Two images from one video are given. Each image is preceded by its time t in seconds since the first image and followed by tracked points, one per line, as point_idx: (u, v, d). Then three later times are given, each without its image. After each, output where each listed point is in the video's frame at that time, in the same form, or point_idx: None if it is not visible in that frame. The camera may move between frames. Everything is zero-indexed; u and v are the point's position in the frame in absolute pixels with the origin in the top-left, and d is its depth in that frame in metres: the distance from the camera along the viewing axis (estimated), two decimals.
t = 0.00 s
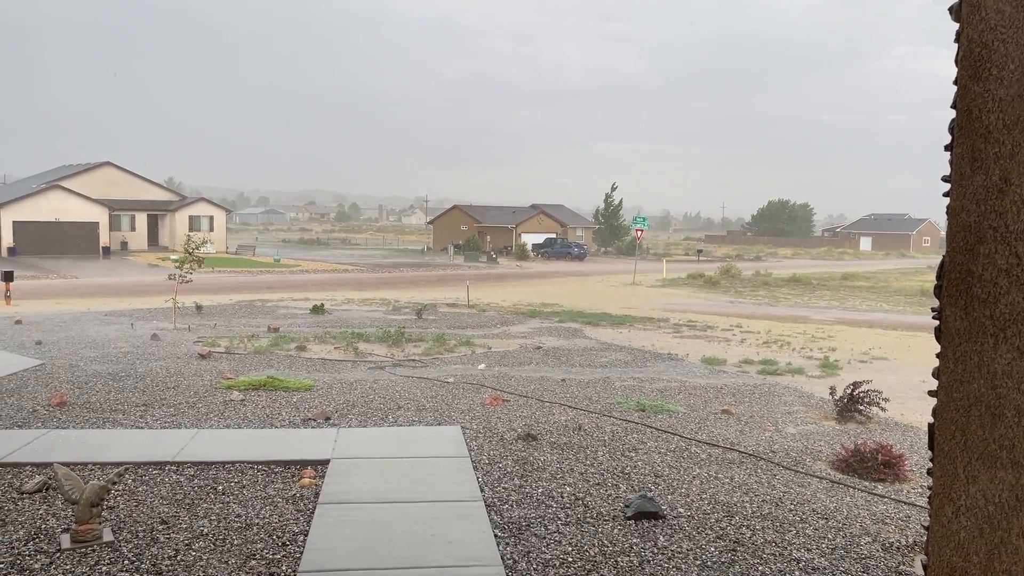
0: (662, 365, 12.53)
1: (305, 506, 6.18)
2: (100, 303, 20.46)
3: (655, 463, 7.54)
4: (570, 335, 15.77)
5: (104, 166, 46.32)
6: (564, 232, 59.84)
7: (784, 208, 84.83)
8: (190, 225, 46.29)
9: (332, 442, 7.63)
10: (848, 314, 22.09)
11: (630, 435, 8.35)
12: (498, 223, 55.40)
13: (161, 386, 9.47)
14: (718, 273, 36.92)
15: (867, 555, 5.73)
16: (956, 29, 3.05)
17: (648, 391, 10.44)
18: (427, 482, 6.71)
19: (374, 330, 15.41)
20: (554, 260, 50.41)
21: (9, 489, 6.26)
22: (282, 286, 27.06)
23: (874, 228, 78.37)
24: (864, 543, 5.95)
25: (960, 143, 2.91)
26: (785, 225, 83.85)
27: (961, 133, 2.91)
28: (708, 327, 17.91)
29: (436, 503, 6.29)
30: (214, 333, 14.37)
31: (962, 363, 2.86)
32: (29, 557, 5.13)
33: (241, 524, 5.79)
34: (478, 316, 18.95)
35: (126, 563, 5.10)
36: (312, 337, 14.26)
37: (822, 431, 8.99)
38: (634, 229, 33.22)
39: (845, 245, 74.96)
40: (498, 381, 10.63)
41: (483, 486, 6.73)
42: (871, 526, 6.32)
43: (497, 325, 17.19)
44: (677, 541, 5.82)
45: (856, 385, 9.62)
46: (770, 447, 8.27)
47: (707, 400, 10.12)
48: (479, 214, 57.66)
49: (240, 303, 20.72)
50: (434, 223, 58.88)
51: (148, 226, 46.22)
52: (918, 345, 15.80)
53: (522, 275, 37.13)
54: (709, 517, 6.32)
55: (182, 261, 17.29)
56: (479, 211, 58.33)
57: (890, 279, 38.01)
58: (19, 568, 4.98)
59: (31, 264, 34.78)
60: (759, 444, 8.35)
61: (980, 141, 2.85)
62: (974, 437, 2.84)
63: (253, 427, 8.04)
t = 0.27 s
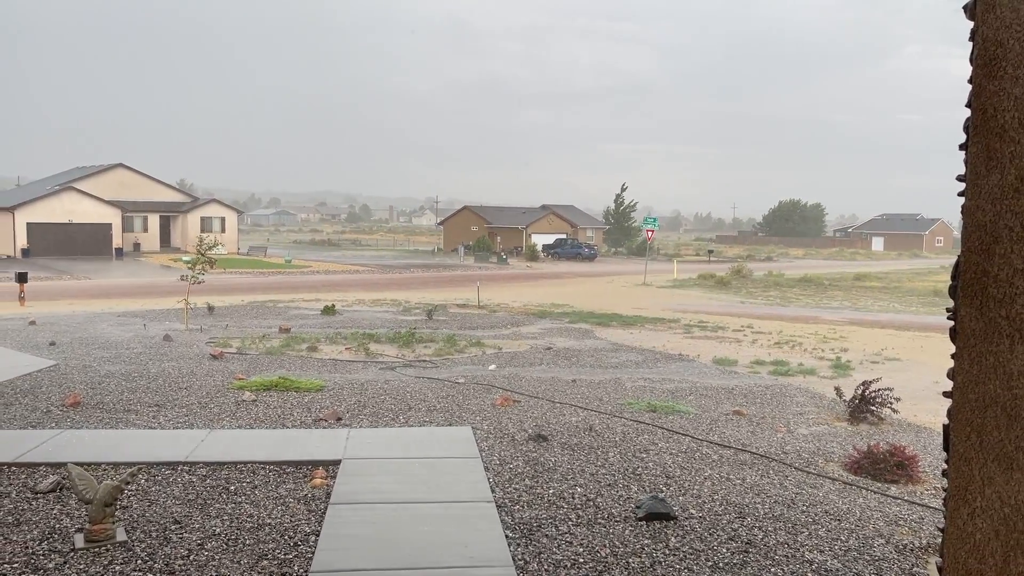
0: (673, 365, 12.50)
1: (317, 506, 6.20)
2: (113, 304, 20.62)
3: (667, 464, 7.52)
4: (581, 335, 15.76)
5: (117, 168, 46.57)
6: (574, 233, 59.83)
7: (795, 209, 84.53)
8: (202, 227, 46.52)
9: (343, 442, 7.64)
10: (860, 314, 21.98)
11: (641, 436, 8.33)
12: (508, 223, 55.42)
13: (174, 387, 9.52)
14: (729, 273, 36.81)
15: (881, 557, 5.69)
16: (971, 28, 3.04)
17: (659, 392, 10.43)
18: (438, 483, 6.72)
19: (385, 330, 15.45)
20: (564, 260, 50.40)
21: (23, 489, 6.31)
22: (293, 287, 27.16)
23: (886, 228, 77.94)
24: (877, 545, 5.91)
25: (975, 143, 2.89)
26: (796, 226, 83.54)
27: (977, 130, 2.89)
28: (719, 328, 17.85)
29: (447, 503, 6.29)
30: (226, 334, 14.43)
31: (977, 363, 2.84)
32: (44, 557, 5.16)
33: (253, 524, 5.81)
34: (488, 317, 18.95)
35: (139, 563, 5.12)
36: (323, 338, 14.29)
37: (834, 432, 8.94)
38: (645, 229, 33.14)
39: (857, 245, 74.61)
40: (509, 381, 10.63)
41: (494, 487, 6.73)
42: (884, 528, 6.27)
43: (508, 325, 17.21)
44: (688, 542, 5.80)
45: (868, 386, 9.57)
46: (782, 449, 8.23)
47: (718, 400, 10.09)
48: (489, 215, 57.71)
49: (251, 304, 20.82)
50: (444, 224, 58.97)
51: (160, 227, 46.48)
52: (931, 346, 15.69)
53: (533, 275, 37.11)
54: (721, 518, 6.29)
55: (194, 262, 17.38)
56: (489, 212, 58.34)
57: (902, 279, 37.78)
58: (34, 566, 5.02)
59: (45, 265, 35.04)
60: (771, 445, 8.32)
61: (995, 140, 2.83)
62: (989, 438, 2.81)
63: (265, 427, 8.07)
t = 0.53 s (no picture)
0: (687, 366, 12.47)
1: (332, 506, 6.22)
2: (129, 303, 20.79)
3: (681, 465, 7.49)
4: (594, 335, 15.74)
5: (134, 169, 46.80)
6: (587, 233, 59.77)
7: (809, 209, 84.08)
8: (216, 227, 46.81)
9: (358, 442, 7.66)
10: (875, 314, 21.83)
11: (655, 436, 8.31)
12: (521, 224, 55.44)
13: (190, 386, 9.58)
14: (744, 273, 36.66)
15: (898, 559, 5.65)
16: (990, 25, 3.01)
17: (673, 392, 10.40)
18: (452, 483, 6.72)
19: (399, 330, 15.50)
20: (577, 260, 50.36)
21: (41, 488, 6.37)
22: (308, 287, 27.29)
23: (901, 227, 77.36)
24: (894, 547, 5.87)
25: (994, 141, 2.87)
26: (810, 226, 83.10)
27: (996, 128, 2.87)
28: (733, 328, 17.79)
29: (460, 503, 6.30)
30: (240, 334, 14.51)
31: (996, 363, 2.82)
32: (61, 555, 5.21)
33: (268, 524, 5.84)
34: (502, 317, 18.96)
35: (155, 562, 5.16)
36: (337, 338, 14.34)
37: (850, 433, 8.88)
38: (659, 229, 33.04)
39: (872, 245, 74.12)
40: (522, 381, 10.63)
41: (508, 487, 6.73)
42: (901, 529, 6.22)
43: (521, 325, 17.23)
44: (703, 543, 5.78)
45: (884, 387, 9.49)
46: (796, 449, 8.19)
47: (733, 401, 10.05)
48: (502, 215, 57.76)
49: (266, 304, 20.94)
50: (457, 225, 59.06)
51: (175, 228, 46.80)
52: (948, 346, 15.57)
53: (546, 275, 37.10)
54: (736, 519, 6.26)
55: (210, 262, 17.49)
56: (502, 212, 58.35)
57: (919, 279, 37.49)
58: (51, 565, 5.06)
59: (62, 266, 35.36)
60: (786, 446, 8.28)
61: (1016, 139, 2.80)
62: (1009, 439, 2.78)
63: (279, 427, 8.11)
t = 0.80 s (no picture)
0: (703, 366, 12.41)
1: (348, 505, 6.24)
2: (148, 303, 20.99)
3: (698, 466, 7.45)
4: (610, 335, 15.71)
5: (151, 170, 47.23)
6: (602, 233, 59.66)
7: (827, 208, 83.51)
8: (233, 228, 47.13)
9: (374, 442, 7.69)
10: (894, 314, 21.65)
11: (671, 437, 8.27)
12: (536, 224, 55.43)
13: (207, 386, 9.65)
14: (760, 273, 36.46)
15: (916, 561, 5.59)
16: (1010, 24, 2.99)
17: (689, 393, 10.36)
18: (468, 483, 6.73)
19: (415, 330, 15.55)
20: (592, 260, 50.28)
21: (61, 486, 6.43)
22: (324, 287, 27.43)
23: (920, 227, 76.65)
24: (913, 549, 5.81)
25: (1017, 139, 2.83)
26: (828, 225, 82.53)
27: (1018, 126, 2.83)
28: (750, 328, 17.69)
29: (477, 503, 6.30)
30: (257, 334, 14.60)
31: (1019, 364, 2.77)
32: (81, 553, 5.25)
33: (285, 523, 5.86)
34: (517, 317, 18.95)
35: (174, 560, 5.19)
36: (353, 337, 14.39)
37: (868, 433, 8.81)
38: (674, 228, 32.93)
39: (890, 244, 73.50)
40: (537, 382, 10.62)
41: (524, 487, 6.72)
42: (921, 531, 6.16)
43: (537, 325, 17.23)
44: (720, 544, 5.74)
45: (904, 387, 9.41)
46: (814, 450, 8.13)
47: (750, 401, 9.99)
48: (517, 215, 57.77)
49: (283, 304, 21.06)
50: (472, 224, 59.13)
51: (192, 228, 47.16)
52: (969, 346, 15.40)
53: (561, 275, 37.07)
54: (753, 520, 6.23)
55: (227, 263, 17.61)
56: (517, 212, 58.36)
57: (938, 279, 37.12)
58: (72, 562, 5.11)
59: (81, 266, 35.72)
60: (804, 446, 8.23)
61: None
62: None
63: (296, 426, 8.15)
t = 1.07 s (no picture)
0: (721, 366, 12.33)
1: (366, 504, 6.26)
2: (168, 303, 21.16)
3: (715, 466, 7.41)
4: (628, 335, 15.65)
5: (173, 171, 47.57)
6: (619, 233, 59.49)
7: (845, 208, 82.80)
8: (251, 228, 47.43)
9: (391, 441, 7.71)
10: (914, 314, 21.41)
11: (689, 437, 8.23)
12: (552, 224, 55.35)
13: (226, 385, 9.71)
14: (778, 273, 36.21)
15: (937, 563, 5.53)
16: None
17: (706, 393, 10.31)
18: (485, 482, 6.73)
19: (432, 330, 15.57)
20: (608, 260, 50.14)
21: (83, 484, 6.50)
22: (341, 287, 27.54)
23: (940, 226, 75.80)
24: (934, 551, 5.74)
25: None
26: (846, 225, 81.81)
27: None
28: (768, 328, 17.56)
29: (493, 503, 6.30)
30: (275, 334, 14.68)
31: None
32: (102, 550, 5.31)
33: (303, 521, 5.90)
34: (534, 317, 18.93)
35: (193, 558, 5.23)
36: (370, 337, 14.44)
37: (888, 435, 8.72)
38: (691, 228, 32.77)
39: (910, 244, 72.74)
40: (554, 382, 10.60)
41: (541, 487, 6.71)
42: (941, 533, 6.09)
43: (554, 325, 17.20)
44: (738, 545, 5.71)
45: (923, 387, 9.32)
46: (833, 451, 8.07)
47: (767, 402, 9.92)
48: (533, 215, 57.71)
49: (300, 304, 21.16)
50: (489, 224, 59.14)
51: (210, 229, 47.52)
52: (991, 347, 15.19)
53: (578, 275, 36.98)
54: (771, 521, 6.18)
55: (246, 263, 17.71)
56: (533, 212, 58.32)
57: (960, 279, 36.69)
58: (93, 559, 5.16)
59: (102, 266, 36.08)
60: (823, 447, 8.16)
61: None
62: None
63: (314, 426, 8.18)
